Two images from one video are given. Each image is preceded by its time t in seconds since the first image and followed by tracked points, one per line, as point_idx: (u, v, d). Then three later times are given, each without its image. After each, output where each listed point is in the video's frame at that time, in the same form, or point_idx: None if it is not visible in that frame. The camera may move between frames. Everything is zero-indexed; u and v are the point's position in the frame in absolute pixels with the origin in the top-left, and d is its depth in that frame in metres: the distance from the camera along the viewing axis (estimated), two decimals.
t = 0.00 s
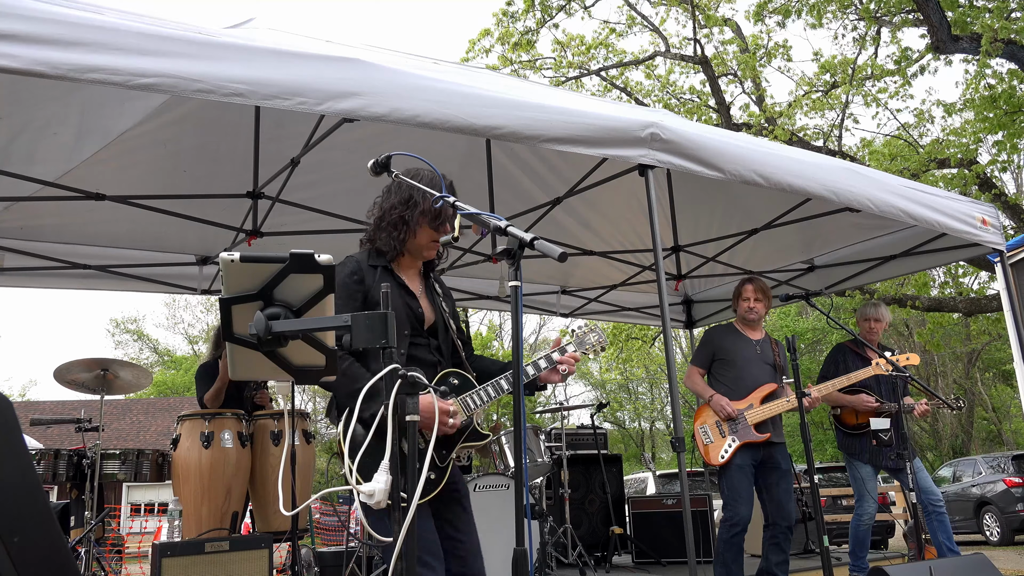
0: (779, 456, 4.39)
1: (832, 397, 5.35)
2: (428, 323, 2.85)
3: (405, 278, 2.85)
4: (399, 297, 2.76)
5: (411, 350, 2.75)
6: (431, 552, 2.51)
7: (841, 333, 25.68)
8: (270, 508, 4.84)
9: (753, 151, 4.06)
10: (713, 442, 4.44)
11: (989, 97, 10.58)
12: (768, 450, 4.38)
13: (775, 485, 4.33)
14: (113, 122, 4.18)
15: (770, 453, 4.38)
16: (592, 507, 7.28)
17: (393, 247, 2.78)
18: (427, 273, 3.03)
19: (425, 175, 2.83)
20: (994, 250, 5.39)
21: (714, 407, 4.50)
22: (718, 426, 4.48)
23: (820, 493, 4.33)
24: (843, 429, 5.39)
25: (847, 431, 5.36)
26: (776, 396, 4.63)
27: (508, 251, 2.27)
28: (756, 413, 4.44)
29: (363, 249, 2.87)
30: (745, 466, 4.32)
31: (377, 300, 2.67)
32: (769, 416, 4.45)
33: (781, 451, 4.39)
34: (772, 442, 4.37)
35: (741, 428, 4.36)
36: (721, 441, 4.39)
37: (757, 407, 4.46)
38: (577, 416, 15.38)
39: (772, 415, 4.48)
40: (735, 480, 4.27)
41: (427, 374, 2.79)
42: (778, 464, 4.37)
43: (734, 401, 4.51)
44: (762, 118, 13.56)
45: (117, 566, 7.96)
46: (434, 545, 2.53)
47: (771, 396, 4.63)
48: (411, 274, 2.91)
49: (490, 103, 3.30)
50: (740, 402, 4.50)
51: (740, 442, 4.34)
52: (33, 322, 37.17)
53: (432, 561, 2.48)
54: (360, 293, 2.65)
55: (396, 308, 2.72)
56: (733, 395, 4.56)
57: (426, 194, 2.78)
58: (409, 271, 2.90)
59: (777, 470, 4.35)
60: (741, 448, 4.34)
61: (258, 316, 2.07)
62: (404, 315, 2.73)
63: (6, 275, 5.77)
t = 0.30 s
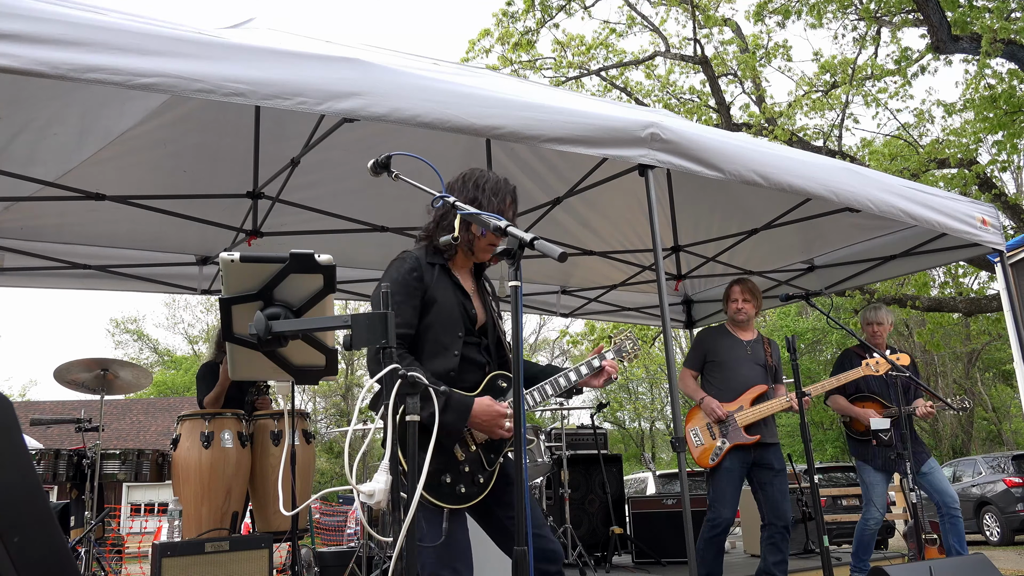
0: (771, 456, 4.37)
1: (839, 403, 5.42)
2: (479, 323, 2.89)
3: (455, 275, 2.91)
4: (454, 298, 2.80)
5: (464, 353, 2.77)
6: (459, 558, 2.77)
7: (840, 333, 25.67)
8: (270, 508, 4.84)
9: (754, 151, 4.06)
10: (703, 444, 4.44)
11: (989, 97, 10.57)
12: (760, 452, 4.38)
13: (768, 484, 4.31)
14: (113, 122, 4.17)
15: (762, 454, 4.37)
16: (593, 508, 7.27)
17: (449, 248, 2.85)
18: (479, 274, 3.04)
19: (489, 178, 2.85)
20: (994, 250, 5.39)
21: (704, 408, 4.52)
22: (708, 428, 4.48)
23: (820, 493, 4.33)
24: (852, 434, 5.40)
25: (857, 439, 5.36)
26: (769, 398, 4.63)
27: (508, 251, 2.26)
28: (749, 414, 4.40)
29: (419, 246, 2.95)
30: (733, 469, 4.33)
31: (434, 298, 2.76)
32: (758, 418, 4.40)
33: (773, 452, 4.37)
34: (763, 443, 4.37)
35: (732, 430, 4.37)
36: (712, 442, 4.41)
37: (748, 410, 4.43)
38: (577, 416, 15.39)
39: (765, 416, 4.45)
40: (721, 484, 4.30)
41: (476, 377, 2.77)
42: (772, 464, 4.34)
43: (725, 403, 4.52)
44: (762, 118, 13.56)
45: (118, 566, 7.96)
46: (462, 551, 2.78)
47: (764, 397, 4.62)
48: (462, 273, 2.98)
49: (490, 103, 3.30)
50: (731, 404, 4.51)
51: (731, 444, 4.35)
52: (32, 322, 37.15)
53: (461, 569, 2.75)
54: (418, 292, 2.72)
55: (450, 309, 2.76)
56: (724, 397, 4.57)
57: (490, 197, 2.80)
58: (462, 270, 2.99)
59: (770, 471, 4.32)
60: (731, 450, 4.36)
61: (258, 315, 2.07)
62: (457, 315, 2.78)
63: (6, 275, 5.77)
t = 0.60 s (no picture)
0: (755, 456, 4.36)
1: (858, 392, 5.47)
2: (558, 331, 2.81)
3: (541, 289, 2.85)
4: (537, 306, 2.71)
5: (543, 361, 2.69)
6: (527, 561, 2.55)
7: (840, 333, 25.67)
8: (270, 509, 4.84)
9: (754, 151, 4.06)
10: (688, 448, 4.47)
11: (989, 97, 10.57)
12: (745, 452, 4.38)
13: (756, 484, 4.27)
14: (113, 123, 4.18)
15: (746, 455, 4.36)
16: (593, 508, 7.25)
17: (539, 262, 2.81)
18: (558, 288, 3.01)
19: (579, 201, 2.88)
20: (995, 251, 5.39)
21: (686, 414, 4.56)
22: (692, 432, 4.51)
23: (820, 493, 4.31)
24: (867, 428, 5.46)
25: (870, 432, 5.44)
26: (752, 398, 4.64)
27: (508, 251, 2.26)
28: (730, 416, 4.42)
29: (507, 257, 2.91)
30: (716, 473, 4.37)
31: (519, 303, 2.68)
32: (741, 420, 4.43)
33: (757, 452, 4.37)
34: (748, 444, 4.38)
35: (716, 433, 4.39)
36: (697, 445, 4.42)
37: (730, 412, 4.45)
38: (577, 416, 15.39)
39: (746, 418, 4.46)
40: (703, 487, 4.35)
41: (553, 385, 2.68)
42: (756, 464, 4.33)
43: (706, 406, 4.56)
44: (762, 118, 13.56)
45: (118, 566, 7.96)
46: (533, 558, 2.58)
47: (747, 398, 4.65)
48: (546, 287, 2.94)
49: (489, 103, 3.30)
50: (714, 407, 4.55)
51: (715, 447, 4.38)
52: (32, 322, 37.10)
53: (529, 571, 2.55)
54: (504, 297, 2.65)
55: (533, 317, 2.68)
56: (706, 400, 4.64)
57: (583, 220, 2.81)
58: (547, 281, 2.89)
59: (754, 471, 4.31)
60: (714, 454, 4.40)
61: (258, 316, 2.07)
62: (539, 323, 2.69)
63: (6, 275, 5.78)
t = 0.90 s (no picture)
0: (736, 457, 4.37)
1: (852, 396, 5.44)
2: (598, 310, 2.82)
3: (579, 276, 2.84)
4: (573, 289, 2.73)
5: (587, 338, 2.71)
6: (628, 523, 2.42)
7: (840, 333, 25.67)
8: (271, 510, 4.84)
9: (754, 151, 4.06)
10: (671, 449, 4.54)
11: (989, 97, 10.56)
12: (725, 452, 4.39)
13: (739, 483, 4.27)
14: (114, 123, 4.18)
15: (727, 455, 4.38)
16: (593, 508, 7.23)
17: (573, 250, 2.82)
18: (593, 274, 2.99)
19: (608, 185, 2.85)
20: (995, 251, 5.39)
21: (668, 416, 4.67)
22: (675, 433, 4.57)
23: (820, 493, 4.31)
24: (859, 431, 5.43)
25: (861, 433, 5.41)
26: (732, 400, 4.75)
27: (508, 250, 2.26)
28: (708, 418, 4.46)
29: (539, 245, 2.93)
30: (698, 473, 4.42)
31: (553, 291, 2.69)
32: (721, 421, 4.47)
33: (738, 452, 4.37)
34: (728, 444, 4.38)
35: (695, 434, 4.41)
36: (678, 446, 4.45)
37: (709, 414, 4.51)
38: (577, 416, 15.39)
39: (724, 418, 4.52)
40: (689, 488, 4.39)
41: (601, 360, 2.72)
42: (738, 464, 4.34)
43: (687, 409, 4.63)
44: (762, 118, 13.56)
45: (118, 565, 7.96)
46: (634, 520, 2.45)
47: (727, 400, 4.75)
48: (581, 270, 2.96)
49: (489, 103, 3.30)
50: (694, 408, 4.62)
51: (695, 448, 4.39)
52: (32, 322, 37.10)
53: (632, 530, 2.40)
54: (534, 288, 2.65)
55: (570, 299, 2.69)
56: (687, 402, 4.74)
57: (614, 206, 2.78)
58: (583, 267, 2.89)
59: (736, 471, 4.32)
60: (695, 454, 4.41)
61: (258, 315, 2.07)
62: (577, 303, 2.70)
63: (6, 275, 5.78)
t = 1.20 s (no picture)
0: (731, 456, 4.38)
1: (827, 393, 5.44)
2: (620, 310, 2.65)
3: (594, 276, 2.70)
4: (590, 291, 2.56)
5: (611, 340, 2.54)
6: (667, 529, 2.27)
7: (840, 333, 25.67)
8: (270, 510, 4.84)
9: (754, 151, 4.06)
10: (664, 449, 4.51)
11: (989, 97, 10.56)
12: (718, 451, 4.40)
13: (733, 482, 4.27)
14: (114, 123, 4.17)
15: (720, 454, 4.39)
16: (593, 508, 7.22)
17: (583, 249, 2.68)
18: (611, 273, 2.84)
19: (611, 178, 2.73)
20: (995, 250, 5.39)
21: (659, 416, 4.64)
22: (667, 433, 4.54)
23: (819, 493, 4.30)
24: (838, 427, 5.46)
25: (844, 431, 5.42)
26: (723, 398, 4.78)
27: (508, 251, 2.26)
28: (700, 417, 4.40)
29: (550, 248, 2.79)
30: (693, 473, 4.39)
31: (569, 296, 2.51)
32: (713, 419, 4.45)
33: (731, 450, 4.39)
34: (721, 442, 4.39)
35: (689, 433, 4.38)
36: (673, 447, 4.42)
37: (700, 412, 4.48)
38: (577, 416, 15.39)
39: (717, 417, 4.53)
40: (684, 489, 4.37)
41: (629, 362, 2.55)
42: (731, 463, 4.35)
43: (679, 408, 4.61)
44: (762, 118, 13.57)
45: (118, 565, 7.96)
46: (673, 524, 2.30)
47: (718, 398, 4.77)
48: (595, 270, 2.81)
49: (489, 103, 3.30)
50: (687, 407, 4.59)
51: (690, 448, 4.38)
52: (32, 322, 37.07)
53: (669, 538, 2.24)
54: (551, 293, 2.48)
55: (589, 302, 2.52)
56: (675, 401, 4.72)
57: (618, 199, 2.65)
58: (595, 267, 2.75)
59: (730, 470, 4.33)
60: (690, 454, 4.39)
61: (258, 315, 2.07)
62: (596, 305, 2.53)
63: (6, 275, 5.78)
